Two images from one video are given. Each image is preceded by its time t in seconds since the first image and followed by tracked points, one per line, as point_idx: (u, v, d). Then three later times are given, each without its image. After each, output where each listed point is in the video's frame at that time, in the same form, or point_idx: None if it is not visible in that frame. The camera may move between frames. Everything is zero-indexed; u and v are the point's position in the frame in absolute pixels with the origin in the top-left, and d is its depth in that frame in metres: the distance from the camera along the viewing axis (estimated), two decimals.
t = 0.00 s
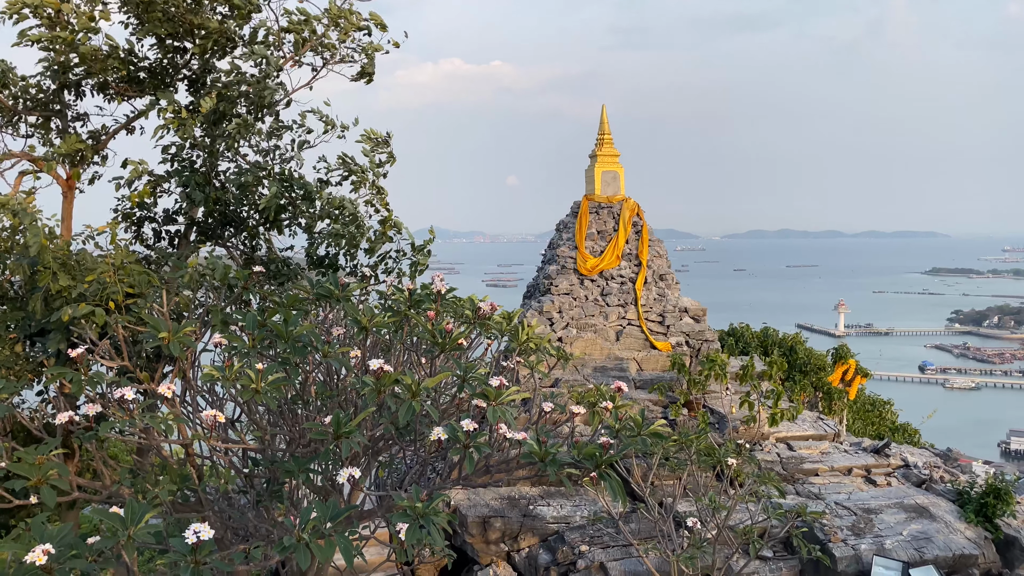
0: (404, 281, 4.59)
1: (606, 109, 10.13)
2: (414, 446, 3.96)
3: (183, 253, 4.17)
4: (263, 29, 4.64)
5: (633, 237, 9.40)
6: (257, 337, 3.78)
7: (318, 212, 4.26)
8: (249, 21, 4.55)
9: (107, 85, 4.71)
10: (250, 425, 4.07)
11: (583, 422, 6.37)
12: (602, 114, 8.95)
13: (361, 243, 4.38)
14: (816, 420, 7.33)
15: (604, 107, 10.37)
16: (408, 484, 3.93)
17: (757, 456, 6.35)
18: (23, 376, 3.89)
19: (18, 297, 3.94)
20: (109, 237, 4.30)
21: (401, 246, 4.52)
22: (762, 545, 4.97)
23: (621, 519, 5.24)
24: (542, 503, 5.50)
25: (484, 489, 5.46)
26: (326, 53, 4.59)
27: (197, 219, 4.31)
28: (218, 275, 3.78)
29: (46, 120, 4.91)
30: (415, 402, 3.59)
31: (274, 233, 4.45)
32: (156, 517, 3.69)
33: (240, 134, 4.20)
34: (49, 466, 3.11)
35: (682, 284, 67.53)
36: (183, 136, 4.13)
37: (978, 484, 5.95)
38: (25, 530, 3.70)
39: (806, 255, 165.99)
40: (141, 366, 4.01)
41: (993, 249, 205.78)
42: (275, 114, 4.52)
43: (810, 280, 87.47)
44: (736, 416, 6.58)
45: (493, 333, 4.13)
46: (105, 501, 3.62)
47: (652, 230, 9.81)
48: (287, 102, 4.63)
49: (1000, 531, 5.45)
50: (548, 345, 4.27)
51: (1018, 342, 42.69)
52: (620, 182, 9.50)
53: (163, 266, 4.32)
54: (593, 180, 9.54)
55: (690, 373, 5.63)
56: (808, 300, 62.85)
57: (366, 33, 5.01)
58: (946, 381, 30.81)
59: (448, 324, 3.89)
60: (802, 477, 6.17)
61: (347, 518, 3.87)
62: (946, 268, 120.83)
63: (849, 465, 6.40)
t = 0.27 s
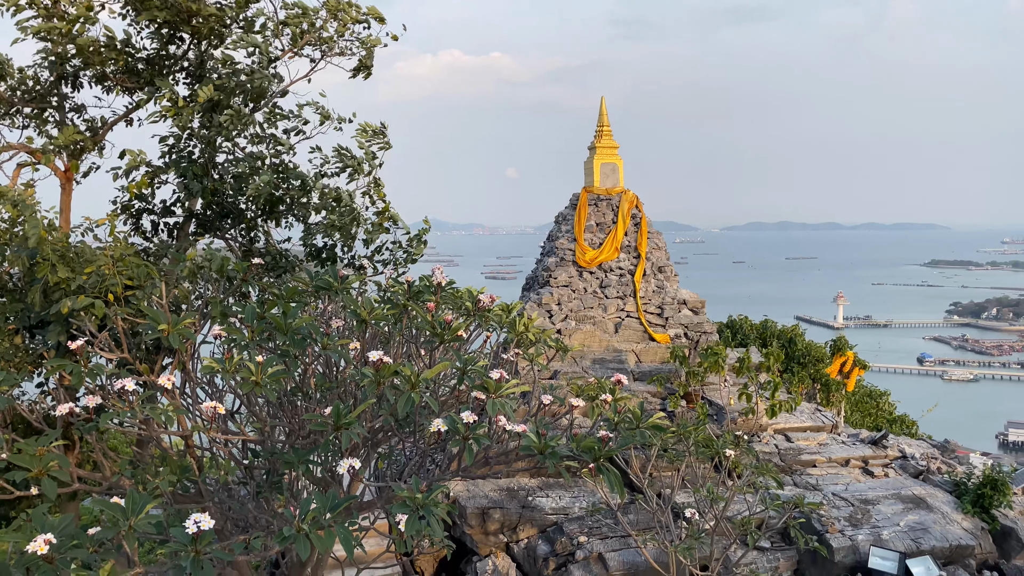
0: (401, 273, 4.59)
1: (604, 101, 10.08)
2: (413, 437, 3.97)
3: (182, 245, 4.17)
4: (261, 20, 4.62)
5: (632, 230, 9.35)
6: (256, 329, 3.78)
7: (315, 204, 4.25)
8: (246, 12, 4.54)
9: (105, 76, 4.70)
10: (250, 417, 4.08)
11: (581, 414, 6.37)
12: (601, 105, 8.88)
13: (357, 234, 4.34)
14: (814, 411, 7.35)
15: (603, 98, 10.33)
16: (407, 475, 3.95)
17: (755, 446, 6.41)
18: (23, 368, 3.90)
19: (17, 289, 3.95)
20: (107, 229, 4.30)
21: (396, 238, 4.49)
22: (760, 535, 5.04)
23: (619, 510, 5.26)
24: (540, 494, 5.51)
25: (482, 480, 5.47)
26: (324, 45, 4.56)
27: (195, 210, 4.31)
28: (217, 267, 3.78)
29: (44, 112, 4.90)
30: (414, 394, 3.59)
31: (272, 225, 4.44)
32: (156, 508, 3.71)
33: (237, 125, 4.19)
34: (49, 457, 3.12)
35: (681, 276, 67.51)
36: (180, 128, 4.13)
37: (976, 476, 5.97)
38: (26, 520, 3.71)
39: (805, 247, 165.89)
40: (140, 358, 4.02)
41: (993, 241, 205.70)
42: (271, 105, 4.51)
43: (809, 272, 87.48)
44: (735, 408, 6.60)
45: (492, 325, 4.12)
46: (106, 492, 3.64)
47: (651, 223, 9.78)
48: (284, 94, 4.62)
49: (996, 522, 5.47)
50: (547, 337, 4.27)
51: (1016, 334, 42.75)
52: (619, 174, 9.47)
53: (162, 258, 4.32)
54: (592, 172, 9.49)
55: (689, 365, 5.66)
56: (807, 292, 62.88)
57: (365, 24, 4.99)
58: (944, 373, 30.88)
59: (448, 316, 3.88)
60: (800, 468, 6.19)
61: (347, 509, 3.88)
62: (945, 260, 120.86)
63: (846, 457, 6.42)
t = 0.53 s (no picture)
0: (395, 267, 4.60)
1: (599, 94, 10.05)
2: (407, 431, 3.99)
3: (175, 239, 4.17)
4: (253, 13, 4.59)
5: (626, 224, 9.38)
6: (250, 323, 3.78)
7: (307, 197, 4.25)
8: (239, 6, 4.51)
9: (98, 70, 4.68)
10: (244, 411, 4.09)
11: (576, 406, 6.38)
12: (596, 99, 8.86)
13: (350, 227, 4.33)
14: (806, 404, 7.39)
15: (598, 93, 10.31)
16: (401, 468, 3.97)
17: (748, 439, 6.42)
18: (16, 362, 3.89)
19: (11, 283, 3.94)
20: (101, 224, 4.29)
21: (390, 232, 4.49)
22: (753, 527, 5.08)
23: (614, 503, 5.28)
24: (535, 487, 5.53)
25: (477, 473, 5.48)
26: (317, 39, 4.55)
27: (189, 204, 4.32)
28: (211, 260, 3.78)
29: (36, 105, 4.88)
30: (408, 387, 3.62)
31: (266, 219, 4.44)
32: (151, 502, 3.72)
33: (229, 119, 4.18)
34: (44, 451, 3.12)
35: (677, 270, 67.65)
36: (173, 121, 4.12)
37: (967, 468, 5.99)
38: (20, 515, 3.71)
39: (802, 241, 166.05)
40: (135, 352, 4.02)
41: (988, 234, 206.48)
42: (264, 99, 4.52)
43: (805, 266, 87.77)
44: (728, 401, 6.66)
45: (487, 319, 4.14)
46: (100, 485, 3.65)
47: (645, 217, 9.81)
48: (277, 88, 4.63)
49: (988, 514, 5.45)
50: (542, 331, 4.27)
51: (1009, 326, 43.05)
52: (614, 168, 9.47)
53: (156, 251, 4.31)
54: (587, 166, 9.48)
55: (681, 360, 5.54)
56: (802, 285, 63.02)
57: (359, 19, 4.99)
58: (938, 366, 31.02)
59: (442, 310, 3.90)
60: (792, 461, 6.23)
61: (341, 503, 3.91)
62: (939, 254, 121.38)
63: (838, 449, 6.45)
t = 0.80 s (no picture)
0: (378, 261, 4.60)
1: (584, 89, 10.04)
2: (391, 425, 4.01)
3: (156, 234, 4.15)
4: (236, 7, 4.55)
5: (611, 219, 9.35)
6: (233, 319, 3.77)
7: (290, 192, 4.24)
8: None
9: (79, 65, 4.63)
10: (228, 406, 4.09)
11: (560, 399, 6.43)
12: (581, 94, 8.85)
13: (333, 222, 4.32)
14: (789, 397, 7.46)
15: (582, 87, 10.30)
16: (384, 463, 3.99)
17: (730, 432, 6.47)
18: None
19: None
20: (82, 219, 4.26)
21: (374, 226, 4.49)
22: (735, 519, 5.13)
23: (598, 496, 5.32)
24: (520, 481, 5.56)
25: (463, 468, 5.51)
26: (300, 33, 4.52)
27: (170, 199, 4.29)
28: (192, 256, 3.76)
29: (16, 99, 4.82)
30: (392, 382, 3.64)
31: (249, 214, 4.42)
32: (134, 498, 3.72)
33: (211, 113, 4.16)
34: (25, 448, 3.10)
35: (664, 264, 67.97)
36: (154, 116, 4.09)
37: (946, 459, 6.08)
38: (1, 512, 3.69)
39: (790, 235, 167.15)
40: (116, 348, 4.00)
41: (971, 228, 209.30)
42: (246, 94, 4.51)
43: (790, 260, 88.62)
44: (711, 393, 6.70)
45: (471, 313, 4.16)
46: (83, 482, 3.65)
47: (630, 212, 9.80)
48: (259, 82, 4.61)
49: (965, 504, 5.56)
50: (527, 326, 4.28)
51: (989, 319, 43.82)
52: (598, 163, 9.44)
53: (138, 247, 4.28)
54: (571, 161, 9.44)
55: (665, 353, 5.79)
56: (788, 280, 63.58)
57: (341, 13, 4.98)
58: (919, 358, 31.46)
59: (425, 305, 3.91)
60: (775, 452, 6.29)
61: (325, 498, 3.93)
62: (921, 248, 123.12)
63: (820, 441, 6.53)
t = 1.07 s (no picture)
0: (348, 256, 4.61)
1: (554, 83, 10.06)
2: (359, 419, 4.05)
3: (119, 228, 4.10)
4: None
5: (581, 212, 9.37)
6: (198, 313, 3.74)
7: (256, 186, 4.22)
8: None
9: (39, 55, 4.54)
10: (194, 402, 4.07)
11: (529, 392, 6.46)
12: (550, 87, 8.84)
13: (300, 215, 4.31)
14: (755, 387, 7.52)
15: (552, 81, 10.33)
16: (354, 457, 4.05)
17: (698, 422, 6.62)
18: None
19: None
20: (43, 213, 4.17)
21: (342, 219, 4.49)
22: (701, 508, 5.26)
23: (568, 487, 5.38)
24: (490, 474, 5.59)
25: (433, 461, 5.51)
26: (265, 25, 4.49)
27: (134, 192, 4.23)
28: (156, 250, 3.72)
29: None
30: (360, 376, 3.64)
31: (214, 208, 4.39)
32: (98, 496, 3.69)
33: (176, 105, 4.11)
34: None
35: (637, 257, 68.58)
36: (117, 108, 4.03)
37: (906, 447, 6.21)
38: None
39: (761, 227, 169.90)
40: (79, 344, 3.95)
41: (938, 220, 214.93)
42: (211, 86, 4.47)
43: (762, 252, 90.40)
44: (679, 385, 6.79)
45: (440, 307, 4.20)
46: (44, 480, 3.61)
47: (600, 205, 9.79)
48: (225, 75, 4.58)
49: (924, 490, 5.70)
50: (496, 319, 4.33)
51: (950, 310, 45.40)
52: (568, 157, 9.45)
53: (100, 242, 4.22)
54: (541, 154, 9.46)
55: (635, 344, 5.72)
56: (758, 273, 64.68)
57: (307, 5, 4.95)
58: (884, 349, 32.67)
59: (393, 300, 3.94)
60: (740, 442, 6.39)
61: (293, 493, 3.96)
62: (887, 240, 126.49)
63: (784, 431, 6.63)
